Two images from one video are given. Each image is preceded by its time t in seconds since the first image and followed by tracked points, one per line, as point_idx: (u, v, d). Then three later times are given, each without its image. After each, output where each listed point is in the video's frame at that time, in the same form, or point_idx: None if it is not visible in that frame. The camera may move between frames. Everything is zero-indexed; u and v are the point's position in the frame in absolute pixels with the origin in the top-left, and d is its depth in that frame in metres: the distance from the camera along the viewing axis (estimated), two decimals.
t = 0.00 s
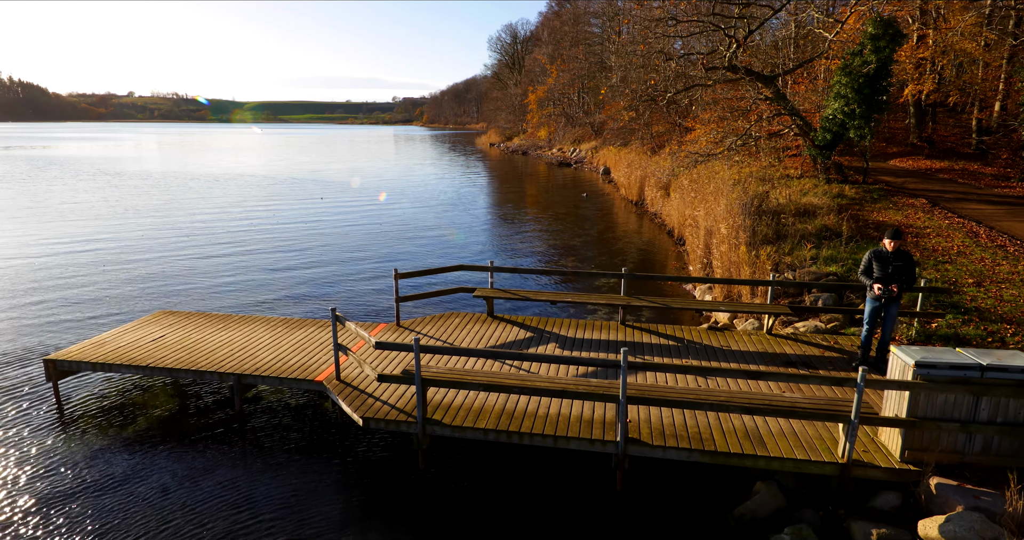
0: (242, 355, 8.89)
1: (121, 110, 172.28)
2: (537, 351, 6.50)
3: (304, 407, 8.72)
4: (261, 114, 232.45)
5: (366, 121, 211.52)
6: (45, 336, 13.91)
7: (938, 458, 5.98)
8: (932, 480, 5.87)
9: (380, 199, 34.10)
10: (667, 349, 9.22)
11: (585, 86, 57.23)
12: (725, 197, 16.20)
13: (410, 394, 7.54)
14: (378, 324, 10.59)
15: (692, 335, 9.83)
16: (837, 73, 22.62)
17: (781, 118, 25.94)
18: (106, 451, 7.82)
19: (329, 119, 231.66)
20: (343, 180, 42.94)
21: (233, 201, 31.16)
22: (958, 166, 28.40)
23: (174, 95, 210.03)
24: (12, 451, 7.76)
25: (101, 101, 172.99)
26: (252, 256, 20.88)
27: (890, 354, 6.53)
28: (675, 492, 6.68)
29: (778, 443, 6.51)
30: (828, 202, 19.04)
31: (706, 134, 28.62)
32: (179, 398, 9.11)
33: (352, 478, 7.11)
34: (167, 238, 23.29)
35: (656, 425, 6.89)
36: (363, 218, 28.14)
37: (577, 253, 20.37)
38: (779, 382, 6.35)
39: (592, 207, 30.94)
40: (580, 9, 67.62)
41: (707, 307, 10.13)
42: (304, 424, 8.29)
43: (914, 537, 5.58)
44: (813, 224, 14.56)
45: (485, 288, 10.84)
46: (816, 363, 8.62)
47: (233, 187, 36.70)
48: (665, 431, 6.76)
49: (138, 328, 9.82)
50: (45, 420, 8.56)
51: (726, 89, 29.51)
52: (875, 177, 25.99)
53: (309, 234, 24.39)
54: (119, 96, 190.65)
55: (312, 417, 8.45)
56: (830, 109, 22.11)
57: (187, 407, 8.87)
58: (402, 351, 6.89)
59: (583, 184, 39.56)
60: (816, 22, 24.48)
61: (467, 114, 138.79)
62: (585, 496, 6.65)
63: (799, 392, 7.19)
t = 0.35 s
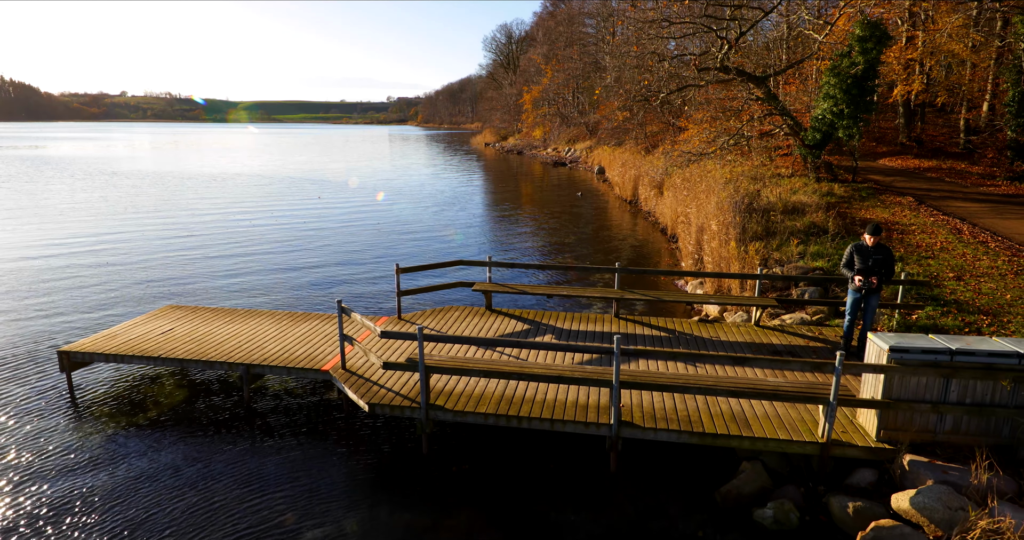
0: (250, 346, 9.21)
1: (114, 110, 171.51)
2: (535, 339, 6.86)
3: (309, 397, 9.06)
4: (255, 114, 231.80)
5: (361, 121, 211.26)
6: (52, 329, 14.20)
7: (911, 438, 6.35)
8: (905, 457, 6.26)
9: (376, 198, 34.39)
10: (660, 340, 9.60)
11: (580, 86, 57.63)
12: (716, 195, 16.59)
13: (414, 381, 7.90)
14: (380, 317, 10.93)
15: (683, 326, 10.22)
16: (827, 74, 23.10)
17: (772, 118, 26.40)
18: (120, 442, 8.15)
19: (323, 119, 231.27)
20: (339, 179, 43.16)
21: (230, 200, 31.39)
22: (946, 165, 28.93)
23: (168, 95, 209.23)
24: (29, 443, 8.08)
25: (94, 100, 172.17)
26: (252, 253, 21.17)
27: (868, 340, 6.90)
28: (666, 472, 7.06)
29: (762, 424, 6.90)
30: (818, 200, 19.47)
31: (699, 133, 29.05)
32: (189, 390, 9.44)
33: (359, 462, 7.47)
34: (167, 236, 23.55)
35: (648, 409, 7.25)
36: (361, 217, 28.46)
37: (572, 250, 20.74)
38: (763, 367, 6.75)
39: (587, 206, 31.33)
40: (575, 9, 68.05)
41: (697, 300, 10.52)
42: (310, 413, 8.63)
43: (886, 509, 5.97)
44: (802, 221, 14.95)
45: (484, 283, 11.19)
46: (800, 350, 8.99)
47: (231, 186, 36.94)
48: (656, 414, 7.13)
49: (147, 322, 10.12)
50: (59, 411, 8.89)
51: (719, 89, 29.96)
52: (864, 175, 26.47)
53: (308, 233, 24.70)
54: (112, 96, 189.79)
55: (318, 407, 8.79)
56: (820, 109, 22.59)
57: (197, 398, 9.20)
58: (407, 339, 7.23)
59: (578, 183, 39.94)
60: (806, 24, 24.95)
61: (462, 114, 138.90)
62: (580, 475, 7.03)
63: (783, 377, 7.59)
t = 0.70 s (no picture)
0: (258, 336, 9.55)
1: (107, 110, 170.67)
2: (534, 325, 7.25)
3: (316, 387, 9.41)
4: (249, 114, 231.10)
5: (355, 121, 211.01)
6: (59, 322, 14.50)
7: (887, 416, 6.77)
8: (881, 434, 6.68)
9: (373, 197, 34.68)
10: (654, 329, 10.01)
11: (574, 86, 58.03)
12: (708, 192, 17.02)
13: (418, 368, 8.27)
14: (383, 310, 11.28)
15: (676, 317, 10.63)
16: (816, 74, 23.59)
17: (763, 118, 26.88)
18: (135, 430, 8.51)
19: (318, 119, 230.89)
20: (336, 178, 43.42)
21: (229, 200, 31.62)
22: (934, 164, 29.50)
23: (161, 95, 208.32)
24: (49, 433, 8.43)
25: (86, 100, 171.28)
26: (252, 250, 21.47)
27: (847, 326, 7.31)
28: (658, 452, 7.46)
29: (748, 406, 7.32)
30: (807, 198, 19.94)
31: (692, 133, 29.50)
32: (200, 381, 9.80)
33: (366, 446, 7.83)
34: (167, 233, 23.81)
35: (641, 393, 7.66)
36: (359, 216, 28.78)
37: (568, 248, 21.14)
38: (749, 350, 7.18)
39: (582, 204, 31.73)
40: (569, 10, 68.47)
41: (689, 292, 10.93)
42: (318, 401, 8.99)
43: (863, 482, 6.38)
44: (791, 218, 15.41)
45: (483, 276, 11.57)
46: (786, 337, 9.41)
47: (228, 185, 37.17)
48: (649, 397, 7.53)
49: (157, 314, 10.45)
50: (76, 402, 9.26)
51: (711, 90, 30.43)
52: (853, 174, 27.00)
53: (307, 231, 25.02)
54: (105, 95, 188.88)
55: (325, 395, 9.15)
56: (810, 108, 23.09)
57: (208, 389, 9.56)
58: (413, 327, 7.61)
59: (573, 183, 40.34)
60: (797, 26, 25.43)
61: (456, 114, 139.03)
62: (577, 455, 7.43)
63: (768, 361, 8.02)
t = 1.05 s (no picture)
0: (269, 327, 9.97)
1: (100, 110, 169.97)
2: (533, 313, 7.67)
3: (325, 375, 9.83)
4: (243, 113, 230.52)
5: (350, 121, 210.86)
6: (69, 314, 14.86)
7: (865, 396, 7.22)
8: (859, 413, 7.14)
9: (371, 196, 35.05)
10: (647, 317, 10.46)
11: (570, 86, 58.53)
12: (700, 190, 17.52)
13: (424, 354, 8.69)
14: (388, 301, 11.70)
15: (668, 307, 11.10)
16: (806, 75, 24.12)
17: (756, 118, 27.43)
18: (152, 416, 8.94)
19: (312, 119, 230.60)
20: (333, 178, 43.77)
21: (228, 199, 31.94)
22: (922, 163, 30.12)
23: (155, 94, 207.68)
24: (71, 420, 8.82)
25: (79, 99, 170.52)
26: (254, 246, 21.86)
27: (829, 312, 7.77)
28: (651, 432, 7.91)
29: (735, 387, 7.77)
30: (797, 196, 20.46)
31: (686, 132, 30.01)
32: (212, 371, 10.22)
33: (375, 429, 8.25)
34: (169, 231, 24.15)
35: (635, 376, 8.10)
36: (358, 215, 29.14)
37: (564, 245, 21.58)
38: (737, 334, 7.63)
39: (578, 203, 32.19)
40: (565, 11, 68.94)
41: (680, 284, 11.41)
42: (327, 388, 9.41)
43: (842, 456, 6.85)
44: (781, 214, 15.91)
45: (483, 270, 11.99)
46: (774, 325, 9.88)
47: (227, 185, 37.47)
48: (642, 380, 7.97)
49: (170, 306, 10.84)
50: (94, 391, 9.68)
51: (704, 90, 30.95)
52: (843, 173, 27.58)
53: (307, 229, 25.40)
54: (99, 96, 188.27)
55: (334, 382, 9.57)
56: (800, 109, 23.63)
57: (220, 378, 9.98)
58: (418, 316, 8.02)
59: (569, 182, 40.81)
60: (787, 28, 25.99)
61: (451, 114, 139.23)
62: (576, 435, 7.87)
63: (755, 346, 8.48)
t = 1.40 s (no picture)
0: (287, 317, 10.44)
1: (101, 110, 170.33)
2: (540, 301, 8.13)
3: (341, 363, 10.30)
4: (245, 113, 231.00)
5: (351, 121, 211.34)
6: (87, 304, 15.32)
7: (853, 379, 7.69)
8: (847, 394, 7.59)
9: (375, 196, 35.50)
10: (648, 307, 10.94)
11: (571, 86, 59.00)
12: (700, 187, 17.97)
13: (436, 342, 9.16)
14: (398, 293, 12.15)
15: (668, 298, 11.55)
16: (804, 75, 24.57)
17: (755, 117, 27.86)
18: (177, 402, 9.41)
19: (314, 119, 231.14)
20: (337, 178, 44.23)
21: (234, 198, 32.41)
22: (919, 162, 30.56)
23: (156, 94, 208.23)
24: (101, 404, 9.36)
25: (81, 99, 170.99)
26: (263, 242, 22.31)
27: (819, 301, 8.23)
28: (651, 414, 8.37)
29: (731, 371, 8.23)
30: (794, 194, 20.90)
31: (686, 131, 30.45)
32: (232, 360, 10.69)
33: (389, 412, 8.71)
34: (179, 227, 24.62)
35: (637, 361, 8.55)
36: (363, 214, 29.62)
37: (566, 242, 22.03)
38: (733, 322, 8.08)
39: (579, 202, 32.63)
40: (566, 11, 69.44)
41: (680, 278, 11.87)
42: (343, 376, 9.88)
43: (830, 435, 7.31)
44: (778, 212, 16.37)
45: (490, 264, 12.46)
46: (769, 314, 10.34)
47: (233, 184, 37.94)
48: (643, 365, 8.43)
49: (191, 298, 11.32)
50: (119, 379, 10.17)
51: (704, 90, 31.39)
52: (840, 172, 28.03)
53: (314, 227, 25.88)
54: (101, 96, 188.85)
55: (349, 370, 10.04)
56: (798, 109, 24.07)
57: (240, 367, 10.44)
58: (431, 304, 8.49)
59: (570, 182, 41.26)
60: (786, 29, 26.44)
61: (452, 114, 139.68)
62: (580, 416, 8.35)
63: (750, 334, 8.94)
